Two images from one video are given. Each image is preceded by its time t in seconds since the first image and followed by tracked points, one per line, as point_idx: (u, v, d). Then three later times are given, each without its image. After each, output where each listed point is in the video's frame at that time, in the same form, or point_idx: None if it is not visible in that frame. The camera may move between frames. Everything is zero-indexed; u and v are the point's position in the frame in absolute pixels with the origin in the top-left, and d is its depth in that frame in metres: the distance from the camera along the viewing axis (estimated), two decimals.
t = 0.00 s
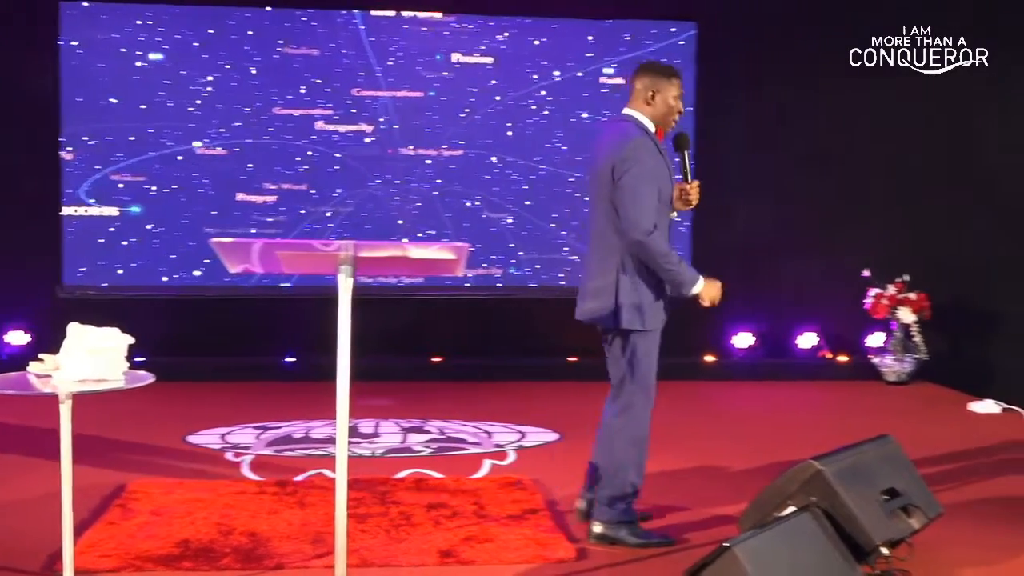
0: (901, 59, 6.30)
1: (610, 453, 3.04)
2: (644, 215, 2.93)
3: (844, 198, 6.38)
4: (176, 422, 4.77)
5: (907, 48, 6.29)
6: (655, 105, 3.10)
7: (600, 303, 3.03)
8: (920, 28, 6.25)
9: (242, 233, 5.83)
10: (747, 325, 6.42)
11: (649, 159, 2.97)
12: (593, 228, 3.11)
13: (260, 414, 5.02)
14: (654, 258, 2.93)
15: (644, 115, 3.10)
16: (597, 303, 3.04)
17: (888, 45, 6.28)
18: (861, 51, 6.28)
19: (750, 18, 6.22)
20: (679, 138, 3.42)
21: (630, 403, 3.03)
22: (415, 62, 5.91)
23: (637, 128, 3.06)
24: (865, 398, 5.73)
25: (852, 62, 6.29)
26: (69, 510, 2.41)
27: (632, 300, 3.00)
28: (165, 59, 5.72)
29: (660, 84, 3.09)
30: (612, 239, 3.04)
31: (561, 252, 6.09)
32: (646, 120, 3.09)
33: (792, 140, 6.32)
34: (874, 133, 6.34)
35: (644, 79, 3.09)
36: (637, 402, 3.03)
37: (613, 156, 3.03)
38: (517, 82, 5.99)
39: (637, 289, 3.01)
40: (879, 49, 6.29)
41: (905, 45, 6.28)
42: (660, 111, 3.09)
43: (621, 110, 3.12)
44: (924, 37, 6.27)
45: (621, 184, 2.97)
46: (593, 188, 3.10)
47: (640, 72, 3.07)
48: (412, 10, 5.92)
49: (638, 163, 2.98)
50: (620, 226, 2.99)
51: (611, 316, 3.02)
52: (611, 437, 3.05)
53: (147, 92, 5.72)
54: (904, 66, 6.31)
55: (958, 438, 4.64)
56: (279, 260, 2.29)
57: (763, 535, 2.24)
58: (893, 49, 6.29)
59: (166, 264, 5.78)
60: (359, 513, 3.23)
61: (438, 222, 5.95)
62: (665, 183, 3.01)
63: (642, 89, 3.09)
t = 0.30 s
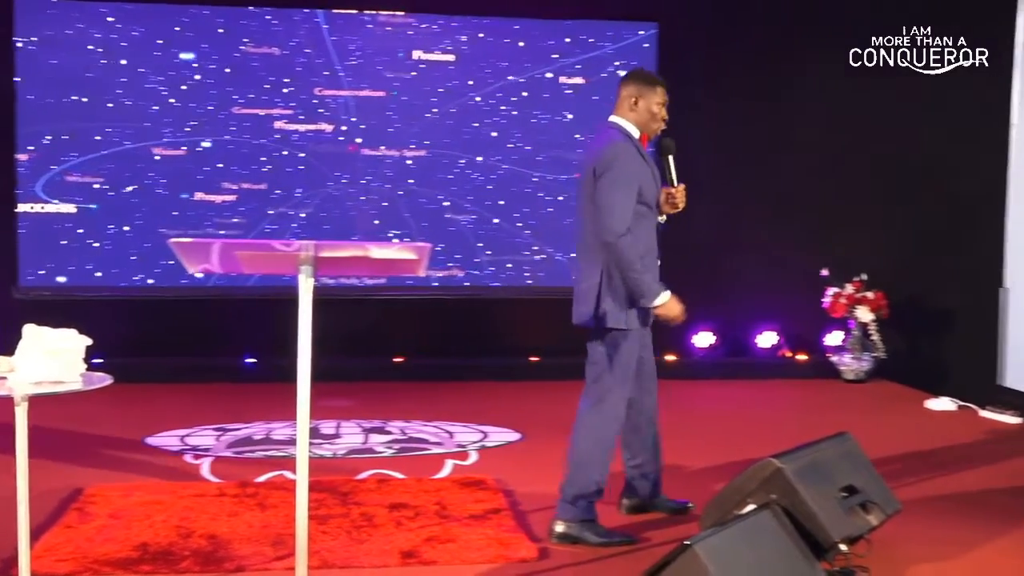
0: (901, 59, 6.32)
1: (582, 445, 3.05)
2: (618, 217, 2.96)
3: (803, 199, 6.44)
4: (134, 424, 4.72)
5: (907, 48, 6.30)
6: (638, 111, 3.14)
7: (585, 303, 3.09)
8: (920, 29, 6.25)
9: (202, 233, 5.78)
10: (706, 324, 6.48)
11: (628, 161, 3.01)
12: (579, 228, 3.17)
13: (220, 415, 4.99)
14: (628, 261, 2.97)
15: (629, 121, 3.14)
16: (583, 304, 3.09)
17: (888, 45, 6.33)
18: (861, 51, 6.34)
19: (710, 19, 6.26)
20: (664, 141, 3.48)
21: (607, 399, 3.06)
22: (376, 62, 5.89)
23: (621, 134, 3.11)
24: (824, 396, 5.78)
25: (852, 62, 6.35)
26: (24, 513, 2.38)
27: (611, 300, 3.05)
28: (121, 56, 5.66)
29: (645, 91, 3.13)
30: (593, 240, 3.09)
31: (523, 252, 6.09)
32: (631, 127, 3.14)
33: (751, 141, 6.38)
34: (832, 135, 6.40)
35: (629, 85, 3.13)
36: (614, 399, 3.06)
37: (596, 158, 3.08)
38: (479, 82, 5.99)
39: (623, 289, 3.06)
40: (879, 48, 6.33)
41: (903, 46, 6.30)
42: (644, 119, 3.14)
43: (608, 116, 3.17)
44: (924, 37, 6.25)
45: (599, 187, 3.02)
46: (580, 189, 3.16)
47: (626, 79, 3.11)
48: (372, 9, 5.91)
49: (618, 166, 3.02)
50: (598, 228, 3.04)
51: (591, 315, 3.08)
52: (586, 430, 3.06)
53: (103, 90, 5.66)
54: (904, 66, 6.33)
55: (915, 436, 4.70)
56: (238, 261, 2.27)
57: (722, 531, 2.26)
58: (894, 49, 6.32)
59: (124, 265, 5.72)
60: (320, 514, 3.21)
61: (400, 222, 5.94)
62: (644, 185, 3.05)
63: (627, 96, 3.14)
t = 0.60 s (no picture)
0: (901, 59, 6.41)
1: (582, 436, 3.15)
2: (601, 205, 3.05)
3: (762, 199, 6.47)
4: (90, 426, 4.67)
5: (907, 48, 6.39)
6: (626, 115, 3.24)
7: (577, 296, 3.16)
8: (920, 28, 6.34)
9: (159, 234, 5.73)
10: (666, 323, 6.50)
11: (605, 156, 3.13)
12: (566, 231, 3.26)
13: (177, 417, 4.94)
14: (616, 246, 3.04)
15: (616, 125, 3.24)
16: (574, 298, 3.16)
17: (888, 45, 6.40)
18: (861, 52, 6.41)
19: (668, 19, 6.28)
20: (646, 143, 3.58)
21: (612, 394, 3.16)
22: (335, 61, 5.86)
23: (608, 135, 3.20)
24: (782, 394, 5.83)
25: (852, 62, 6.41)
26: None
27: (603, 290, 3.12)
28: (75, 54, 5.58)
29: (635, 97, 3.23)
30: (580, 236, 3.18)
31: (483, 252, 6.09)
32: (618, 131, 3.24)
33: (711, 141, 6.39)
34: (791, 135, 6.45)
35: (620, 89, 3.23)
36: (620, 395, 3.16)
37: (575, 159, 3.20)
38: (439, 81, 5.99)
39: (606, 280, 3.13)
40: (879, 49, 6.41)
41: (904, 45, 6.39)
42: (631, 123, 3.24)
43: (598, 117, 3.27)
44: (924, 37, 6.35)
45: (579, 182, 3.13)
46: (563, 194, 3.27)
47: (619, 84, 3.20)
48: (332, 9, 5.89)
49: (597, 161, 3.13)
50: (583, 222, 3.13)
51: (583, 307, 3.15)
52: (589, 421, 3.16)
53: (57, 85, 5.57)
54: (904, 66, 6.42)
55: (871, 433, 4.75)
56: (195, 260, 2.26)
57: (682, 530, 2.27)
58: (894, 49, 6.41)
59: (79, 266, 5.65)
60: (279, 516, 3.19)
61: (360, 222, 5.92)
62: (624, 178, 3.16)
63: (618, 100, 3.23)
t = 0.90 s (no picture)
0: (901, 59, 6.41)
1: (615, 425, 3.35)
2: (603, 205, 3.21)
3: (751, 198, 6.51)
4: (64, 428, 4.64)
5: (907, 48, 6.39)
6: (626, 117, 3.37)
7: (579, 294, 3.35)
8: (920, 28, 6.35)
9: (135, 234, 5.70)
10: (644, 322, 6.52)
11: (606, 158, 3.27)
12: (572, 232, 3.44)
13: (153, 418, 4.92)
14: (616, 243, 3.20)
15: (615, 126, 3.37)
16: (576, 295, 3.36)
17: (888, 45, 6.41)
18: (862, 52, 6.44)
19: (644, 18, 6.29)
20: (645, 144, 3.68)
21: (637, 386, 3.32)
22: (312, 60, 5.85)
23: (607, 137, 3.34)
24: (759, 393, 5.85)
25: (852, 62, 6.44)
26: None
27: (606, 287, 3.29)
28: (50, 53, 5.54)
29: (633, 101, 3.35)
30: (583, 236, 3.35)
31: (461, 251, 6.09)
32: (616, 132, 3.36)
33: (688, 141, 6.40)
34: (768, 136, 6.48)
35: (618, 93, 3.35)
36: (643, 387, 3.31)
37: (577, 163, 3.35)
38: (417, 80, 5.98)
39: (607, 279, 3.30)
40: (879, 49, 6.42)
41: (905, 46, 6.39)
42: (629, 125, 3.36)
43: (597, 119, 3.41)
44: (924, 37, 6.35)
45: (583, 185, 3.29)
46: (568, 196, 3.44)
47: (617, 87, 3.33)
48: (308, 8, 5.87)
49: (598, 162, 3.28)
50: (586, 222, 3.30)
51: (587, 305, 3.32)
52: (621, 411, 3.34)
53: (31, 85, 5.53)
54: (904, 66, 6.43)
55: (848, 432, 4.78)
56: (170, 260, 2.25)
57: (660, 529, 2.28)
58: (894, 49, 6.41)
59: (53, 267, 5.61)
60: (256, 517, 3.18)
61: (337, 222, 5.90)
62: (625, 177, 3.29)
63: (616, 102, 3.36)
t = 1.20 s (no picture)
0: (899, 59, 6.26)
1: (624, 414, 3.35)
2: (613, 212, 3.22)
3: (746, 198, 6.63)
4: (20, 429, 4.58)
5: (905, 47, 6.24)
6: (623, 120, 3.41)
7: (579, 297, 3.34)
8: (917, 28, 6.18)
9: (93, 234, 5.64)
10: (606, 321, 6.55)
11: (614, 163, 3.27)
12: (567, 230, 3.45)
13: (111, 419, 4.87)
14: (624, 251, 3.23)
15: (613, 129, 3.41)
16: (575, 298, 3.34)
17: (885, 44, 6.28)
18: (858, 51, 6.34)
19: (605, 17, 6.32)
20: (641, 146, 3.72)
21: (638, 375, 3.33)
22: (272, 58, 5.81)
23: (607, 139, 3.38)
24: (720, 391, 5.90)
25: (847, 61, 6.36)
26: None
27: (604, 292, 3.31)
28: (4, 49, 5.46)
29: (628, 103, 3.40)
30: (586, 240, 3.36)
31: (424, 250, 6.08)
32: (615, 133, 3.41)
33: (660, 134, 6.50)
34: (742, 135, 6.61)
35: (614, 95, 3.41)
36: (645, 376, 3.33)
37: (582, 164, 3.34)
38: (378, 78, 5.96)
39: (609, 284, 3.31)
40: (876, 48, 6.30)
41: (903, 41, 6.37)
42: (626, 127, 3.41)
43: (595, 121, 3.45)
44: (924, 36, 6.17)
45: (592, 190, 3.28)
46: (565, 195, 3.44)
47: (612, 90, 3.39)
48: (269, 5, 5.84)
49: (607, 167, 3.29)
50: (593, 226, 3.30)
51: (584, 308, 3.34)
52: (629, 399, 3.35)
53: None
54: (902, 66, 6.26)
55: (807, 428, 4.83)
56: (130, 261, 2.23)
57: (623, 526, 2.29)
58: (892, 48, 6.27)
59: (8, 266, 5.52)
60: (216, 518, 3.16)
61: (298, 221, 5.87)
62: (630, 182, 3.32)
63: (613, 105, 3.41)
